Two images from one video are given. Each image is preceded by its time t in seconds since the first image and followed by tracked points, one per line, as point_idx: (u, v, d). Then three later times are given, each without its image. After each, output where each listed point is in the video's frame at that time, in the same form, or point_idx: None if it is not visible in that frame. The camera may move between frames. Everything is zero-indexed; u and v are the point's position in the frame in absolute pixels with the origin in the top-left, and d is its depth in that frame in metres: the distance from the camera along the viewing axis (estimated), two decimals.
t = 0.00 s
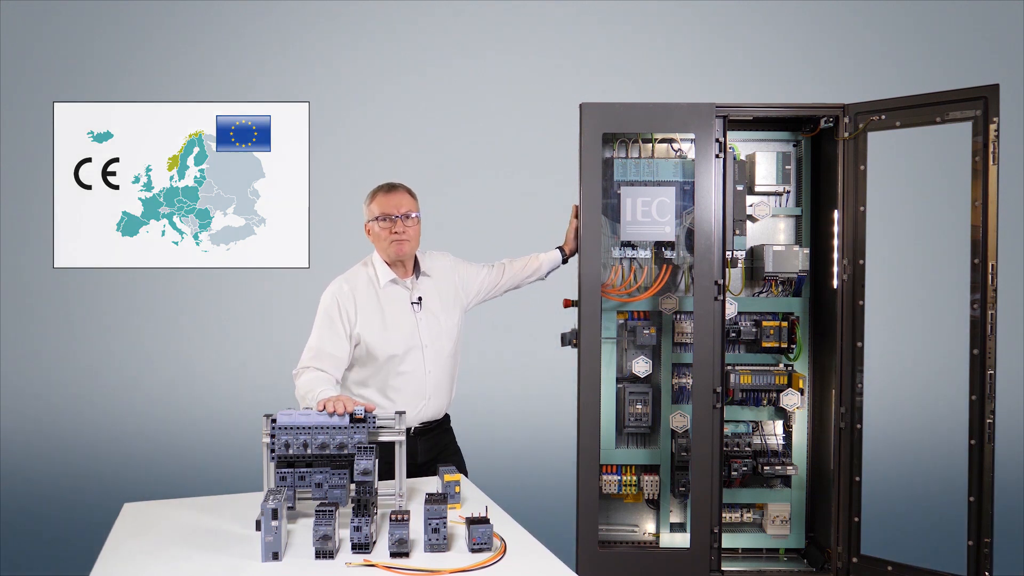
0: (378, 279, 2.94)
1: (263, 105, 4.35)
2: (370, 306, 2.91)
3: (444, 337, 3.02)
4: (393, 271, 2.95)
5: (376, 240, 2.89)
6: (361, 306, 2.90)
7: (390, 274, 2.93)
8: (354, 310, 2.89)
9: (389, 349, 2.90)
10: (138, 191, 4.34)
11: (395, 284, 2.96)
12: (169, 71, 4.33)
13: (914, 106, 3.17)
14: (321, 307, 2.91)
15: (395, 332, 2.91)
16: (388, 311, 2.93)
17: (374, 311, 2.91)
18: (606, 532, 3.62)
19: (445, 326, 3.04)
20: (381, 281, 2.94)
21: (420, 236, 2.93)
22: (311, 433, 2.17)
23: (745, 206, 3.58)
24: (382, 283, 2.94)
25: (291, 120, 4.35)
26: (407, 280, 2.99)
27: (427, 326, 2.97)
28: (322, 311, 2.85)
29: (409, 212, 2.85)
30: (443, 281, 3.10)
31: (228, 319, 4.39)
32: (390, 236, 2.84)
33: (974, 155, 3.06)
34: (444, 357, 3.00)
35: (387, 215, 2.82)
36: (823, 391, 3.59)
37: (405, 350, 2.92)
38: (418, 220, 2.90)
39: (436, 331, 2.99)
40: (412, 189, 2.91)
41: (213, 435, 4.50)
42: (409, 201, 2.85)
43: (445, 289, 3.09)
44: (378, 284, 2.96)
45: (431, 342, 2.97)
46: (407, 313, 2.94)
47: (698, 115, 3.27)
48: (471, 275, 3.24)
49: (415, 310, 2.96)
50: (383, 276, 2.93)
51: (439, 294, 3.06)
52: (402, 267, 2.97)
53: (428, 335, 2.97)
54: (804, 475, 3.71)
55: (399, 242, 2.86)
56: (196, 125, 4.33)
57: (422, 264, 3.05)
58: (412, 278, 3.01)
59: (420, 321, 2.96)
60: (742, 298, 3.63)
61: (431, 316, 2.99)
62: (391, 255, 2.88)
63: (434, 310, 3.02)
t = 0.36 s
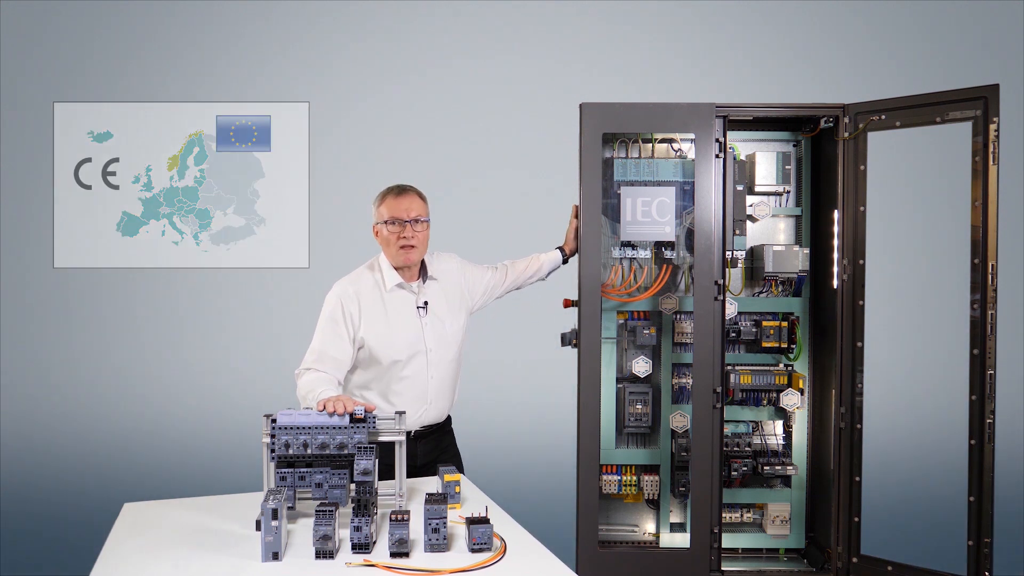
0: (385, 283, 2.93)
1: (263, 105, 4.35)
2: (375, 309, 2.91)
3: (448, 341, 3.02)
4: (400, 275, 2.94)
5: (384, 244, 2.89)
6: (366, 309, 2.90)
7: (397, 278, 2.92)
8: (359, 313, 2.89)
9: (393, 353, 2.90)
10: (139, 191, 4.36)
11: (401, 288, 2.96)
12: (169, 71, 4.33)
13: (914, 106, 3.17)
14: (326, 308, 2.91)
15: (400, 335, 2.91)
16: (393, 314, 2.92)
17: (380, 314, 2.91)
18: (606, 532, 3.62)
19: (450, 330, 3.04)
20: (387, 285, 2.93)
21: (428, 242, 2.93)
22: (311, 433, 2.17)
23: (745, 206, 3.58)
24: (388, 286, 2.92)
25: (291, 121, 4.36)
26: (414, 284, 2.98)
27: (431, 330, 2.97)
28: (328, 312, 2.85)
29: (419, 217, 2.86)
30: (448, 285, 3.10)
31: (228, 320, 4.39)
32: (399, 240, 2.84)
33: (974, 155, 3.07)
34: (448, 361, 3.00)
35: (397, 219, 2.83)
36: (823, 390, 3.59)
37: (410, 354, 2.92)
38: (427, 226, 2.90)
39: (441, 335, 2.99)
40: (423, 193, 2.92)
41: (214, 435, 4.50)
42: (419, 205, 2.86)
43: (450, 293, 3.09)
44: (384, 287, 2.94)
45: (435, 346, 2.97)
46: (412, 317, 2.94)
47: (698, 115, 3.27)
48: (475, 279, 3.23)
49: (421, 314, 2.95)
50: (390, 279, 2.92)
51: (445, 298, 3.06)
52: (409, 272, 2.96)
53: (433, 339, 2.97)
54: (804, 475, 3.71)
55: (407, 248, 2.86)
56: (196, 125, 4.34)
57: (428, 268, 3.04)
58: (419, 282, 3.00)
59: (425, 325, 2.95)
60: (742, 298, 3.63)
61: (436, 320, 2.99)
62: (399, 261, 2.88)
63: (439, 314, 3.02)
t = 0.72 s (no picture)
0: (386, 280, 2.93)
1: (264, 106, 4.36)
2: (376, 306, 2.90)
3: (451, 337, 3.02)
4: (402, 272, 2.94)
5: (388, 241, 2.89)
6: (367, 306, 2.89)
7: (399, 275, 2.92)
8: (360, 310, 2.88)
9: (396, 350, 2.90)
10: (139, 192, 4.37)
11: (402, 285, 2.95)
12: (170, 71, 4.34)
13: (914, 106, 3.17)
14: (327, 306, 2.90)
15: (402, 333, 2.91)
16: (395, 312, 2.92)
17: (381, 312, 2.90)
18: (606, 532, 3.62)
19: (453, 327, 3.04)
20: (389, 282, 2.93)
21: (431, 240, 2.92)
22: (310, 433, 2.17)
23: (745, 206, 3.58)
24: (389, 283, 2.93)
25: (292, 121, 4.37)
26: (417, 280, 2.98)
27: (434, 327, 2.97)
28: (328, 310, 2.84)
29: (422, 214, 2.85)
30: (449, 282, 3.09)
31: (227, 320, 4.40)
32: (402, 237, 2.84)
33: (974, 155, 3.06)
34: (451, 358, 3.00)
35: (401, 216, 2.82)
36: (823, 390, 3.59)
37: (413, 351, 2.92)
38: (431, 224, 2.90)
39: (443, 332, 2.99)
40: (426, 191, 2.92)
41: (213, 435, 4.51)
42: (423, 202, 2.85)
43: (451, 290, 3.09)
44: (385, 285, 2.94)
45: (438, 343, 2.97)
46: (414, 314, 2.94)
47: (698, 115, 3.27)
48: (476, 277, 3.23)
49: (423, 311, 2.95)
50: (391, 276, 2.92)
51: (446, 295, 3.06)
52: (411, 270, 2.95)
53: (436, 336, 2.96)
54: (804, 475, 3.71)
55: (410, 245, 2.85)
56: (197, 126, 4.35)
57: (429, 267, 3.05)
58: (421, 279, 3.00)
59: (426, 322, 2.95)
60: (742, 298, 3.63)
61: (438, 317, 2.99)
62: (402, 258, 2.87)
63: (441, 310, 3.01)
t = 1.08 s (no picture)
0: (385, 277, 2.93)
1: (264, 106, 4.36)
2: (375, 303, 2.90)
3: (449, 335, 3.02)
4: (401, 268, 2.93)
5: (387, 238, 2.89)
6: (366, 303, 2.89)
7: (398, 271, 2.91)
8: (359, 308, 2.88)
9: (395, 348, 2.90)
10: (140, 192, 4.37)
11: (402, 281, 2.96)
12: (170, 71, 4.35)
13: (914, 106, 3.17)
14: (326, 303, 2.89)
15: (402, 330, 2.91)
16: (394, 309, 2.92)
17: (380, 309, 2.90)
18: (606, 532, 3.62)
19: (452, 324, 3.04)
20: (388, 280, 2.92)
21: (430, 235, 2.92)
22: (311, 433, 2.17)
23: (745, 205, 3.58)
24: (389, 281, 2.92)
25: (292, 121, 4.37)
26: (415, 278, 2.97)
27: (433, 325, 2.97)
28: (328, 308, 2.83)
29: (420, 210, 2.85)
30: (448, 280, 3.10)
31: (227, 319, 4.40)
32: (401, 232, 2.84)
33: (974, 155, 3.06)
34: (450, 355, 3.00)
35: (399, 211, 2.82)
36: (823, 390, 3.59)
37: (413, 349, 2.92)
38: (429, 219, 2.90)
39: (442, 329, 3.00)
40: (424, 188, 2.93)
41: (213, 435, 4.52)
42: (420, 198, 2.86)
43: (450, 287, 3.09)
44: (384, 282, 2.94)
45: (437, 340, 2.97)
46: (413, 312, 2.94)
47: (698, 115, 3.27)
48: (475, 275, 3.24)
49: (422, 308, 2.96)
50: (390, 273, 2.91)
51: (445, 293, 3.06)
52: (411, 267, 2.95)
53: (435, 334, 2.97)
54: (804, 475, 3.71)
55: (410, 240, 2.84)
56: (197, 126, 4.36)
57: (428, 265, 3.04)
58: (420, 276, 3.00)
59: (426, 319, 2.96)
60: (742, 298, 3.63)
61: (437, 315, 3.00)
62: (401, 253, 2.87)
63: (440, 308, 3.02)
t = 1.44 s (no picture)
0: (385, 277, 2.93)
1: (264, 106, 4.36)
2: (375, 303, 2.90)
3: (447, 336, 3.02)
4: (401, 268, 2.93)
5: (386, 237, 2.88)
6: (366, 303, 2.88)
7: (397, 271, 2.92)
8: (359, 307, 2.88)
9: (394, 349, 2.90)
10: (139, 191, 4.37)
11: (401, 282, 2.96)
12: (170, 71, 4.35)
13: (914, 106, 3.17)
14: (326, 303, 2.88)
15: (401, 331, 2.91)
16: (394, 310, 2.92)
17: (380, 309, 2.90)
18: (606, 532, 3.62)
19: (450, 325, 3.05)
20: (388, 279, 2.92)
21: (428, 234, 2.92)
22: (310, 433, 2.17)
23: (745, 205, 3.57)
24: (388, 280, 2.92)
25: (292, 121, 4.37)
26: (413, 278, 2.97)
27: (432, 325, 2.97)
28: (328, 307, 2.82)
29: (417, 208, 2.85)
30: (447, 281, 3.10)
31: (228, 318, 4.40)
32: (399, 231, 2.83)
33: (974, 155, 3.06)
34: (447, 356, 3.00)
35: (397, 210, 2.82)
36: (823, 390, 3.59)
37: (411, 350, 2.92)
38: (426, 218, 2.90)
39: (440, 330, 3.00)
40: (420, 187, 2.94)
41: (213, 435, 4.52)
42: (417, 197, 2.86)
43: (449, 288, 3.10)
44: (384, 282, 2.94)
45: (436, 341, 2.97)
46: (412, 313, 2.94)
47: (698, 115, 3.26)
48: (474, 276, 3.24)
49: (421, 309, 2.96)
50: (390, 273, 2.91)
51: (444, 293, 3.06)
52: (410, 266, 2.94)
53: (433, 334, 2.97)
54: (804, 475, 3.71)
55: (408, 238, 2.83)
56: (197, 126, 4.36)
57: (427, 266, 3.04)
58: (418, 276, 3.00)
59: (424, 320, 2.96)
60: (742, 298, 3.63)
61: (436, 315, 3.00)
62: (400, 252, 2.86)
63: (438, 309, 3.02)
